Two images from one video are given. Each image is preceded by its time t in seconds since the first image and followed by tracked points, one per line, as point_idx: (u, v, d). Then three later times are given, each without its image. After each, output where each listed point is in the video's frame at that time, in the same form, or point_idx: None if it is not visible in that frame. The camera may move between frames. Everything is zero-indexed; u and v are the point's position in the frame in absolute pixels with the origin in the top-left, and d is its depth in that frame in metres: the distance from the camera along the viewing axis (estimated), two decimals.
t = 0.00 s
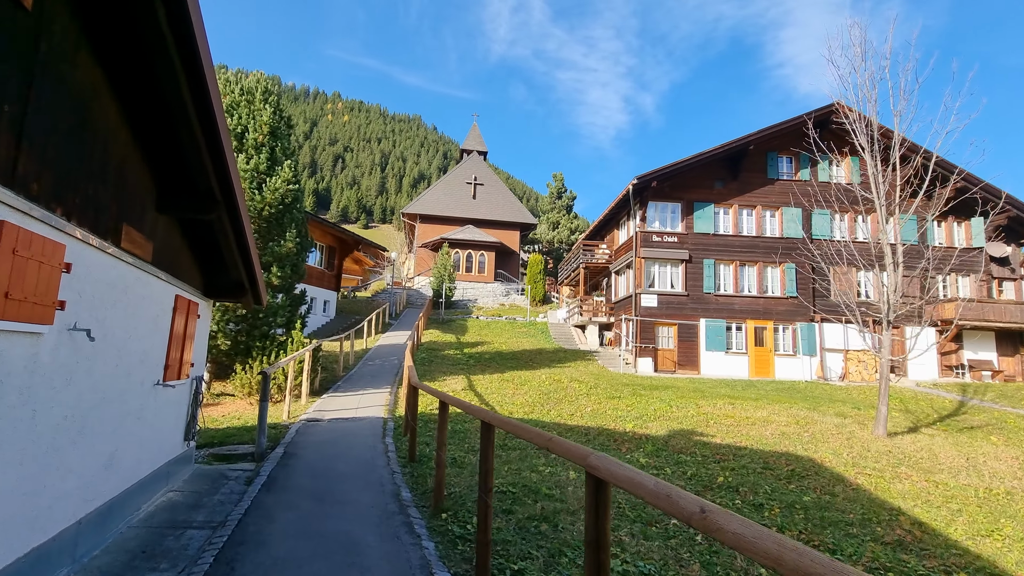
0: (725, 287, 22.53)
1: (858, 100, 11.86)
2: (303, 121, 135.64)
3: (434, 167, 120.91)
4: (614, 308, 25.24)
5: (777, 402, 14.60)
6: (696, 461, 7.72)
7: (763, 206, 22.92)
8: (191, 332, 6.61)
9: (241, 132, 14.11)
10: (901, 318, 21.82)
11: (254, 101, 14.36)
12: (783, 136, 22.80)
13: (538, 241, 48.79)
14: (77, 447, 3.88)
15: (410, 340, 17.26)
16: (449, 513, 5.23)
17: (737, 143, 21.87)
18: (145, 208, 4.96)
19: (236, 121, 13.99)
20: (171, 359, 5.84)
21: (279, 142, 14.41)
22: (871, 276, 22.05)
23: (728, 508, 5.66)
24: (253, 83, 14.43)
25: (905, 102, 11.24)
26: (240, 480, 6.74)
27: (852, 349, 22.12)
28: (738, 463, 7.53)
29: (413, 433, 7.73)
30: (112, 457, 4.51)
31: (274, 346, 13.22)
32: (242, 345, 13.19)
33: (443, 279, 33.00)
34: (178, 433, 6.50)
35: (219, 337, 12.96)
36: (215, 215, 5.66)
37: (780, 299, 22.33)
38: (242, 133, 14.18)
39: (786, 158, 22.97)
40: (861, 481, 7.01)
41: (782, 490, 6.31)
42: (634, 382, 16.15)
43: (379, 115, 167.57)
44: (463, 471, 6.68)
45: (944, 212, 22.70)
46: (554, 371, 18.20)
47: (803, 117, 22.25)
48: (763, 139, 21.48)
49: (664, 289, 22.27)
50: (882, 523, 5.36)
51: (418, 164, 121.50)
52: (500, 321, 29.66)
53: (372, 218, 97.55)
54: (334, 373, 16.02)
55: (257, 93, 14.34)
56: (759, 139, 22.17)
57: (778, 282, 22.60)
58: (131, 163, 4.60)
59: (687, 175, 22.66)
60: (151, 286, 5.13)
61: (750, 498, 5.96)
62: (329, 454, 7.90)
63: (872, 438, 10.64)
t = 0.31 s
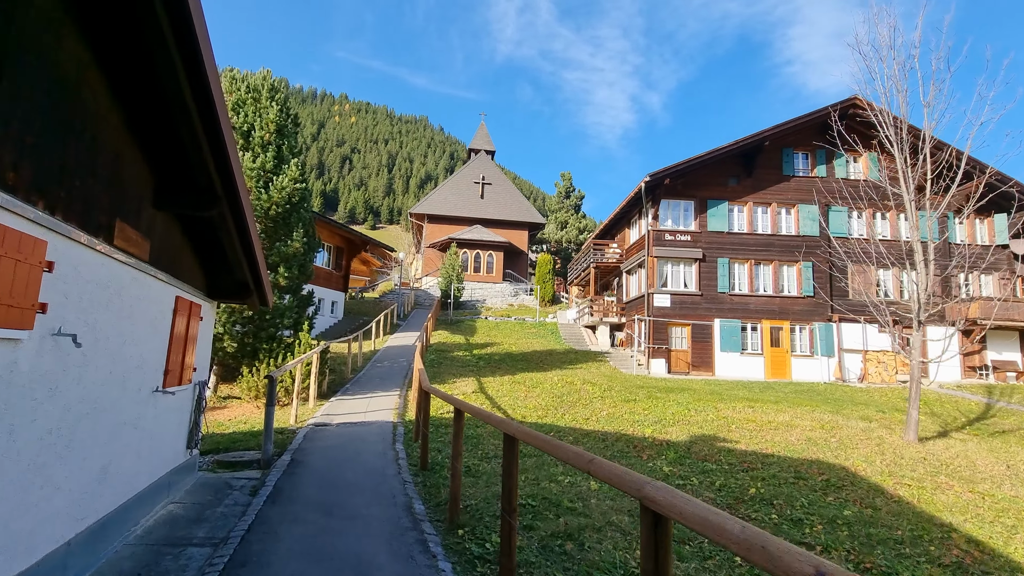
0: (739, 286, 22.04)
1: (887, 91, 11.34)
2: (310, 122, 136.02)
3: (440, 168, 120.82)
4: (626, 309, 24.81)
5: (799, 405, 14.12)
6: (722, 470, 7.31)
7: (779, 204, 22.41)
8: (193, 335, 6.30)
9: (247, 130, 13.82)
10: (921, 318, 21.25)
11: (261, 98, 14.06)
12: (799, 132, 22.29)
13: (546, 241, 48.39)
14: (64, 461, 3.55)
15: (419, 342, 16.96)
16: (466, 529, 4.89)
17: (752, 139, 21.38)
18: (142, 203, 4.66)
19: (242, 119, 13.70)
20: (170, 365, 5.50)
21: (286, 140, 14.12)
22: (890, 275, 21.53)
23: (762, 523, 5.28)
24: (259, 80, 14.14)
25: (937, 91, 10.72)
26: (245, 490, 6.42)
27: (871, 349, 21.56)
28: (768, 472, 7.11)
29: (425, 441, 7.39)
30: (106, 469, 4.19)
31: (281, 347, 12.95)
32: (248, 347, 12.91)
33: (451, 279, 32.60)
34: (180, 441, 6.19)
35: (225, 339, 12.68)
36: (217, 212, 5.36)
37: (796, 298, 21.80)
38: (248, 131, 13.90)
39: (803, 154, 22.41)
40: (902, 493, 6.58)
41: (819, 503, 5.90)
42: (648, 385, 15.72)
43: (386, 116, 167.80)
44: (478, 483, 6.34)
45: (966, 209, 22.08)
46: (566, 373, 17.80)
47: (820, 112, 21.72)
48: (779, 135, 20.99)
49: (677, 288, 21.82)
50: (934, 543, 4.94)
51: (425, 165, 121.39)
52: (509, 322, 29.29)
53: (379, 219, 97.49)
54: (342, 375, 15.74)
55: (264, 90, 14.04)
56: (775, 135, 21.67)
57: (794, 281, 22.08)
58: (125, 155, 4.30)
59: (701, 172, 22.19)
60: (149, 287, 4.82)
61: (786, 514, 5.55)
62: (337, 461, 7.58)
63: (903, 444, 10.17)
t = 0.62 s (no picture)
0: (761, 284, 21.42)
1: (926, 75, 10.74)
2: (323, 125, 137.02)
3: (452, 169, 120.88)
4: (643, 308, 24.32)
5: (828, 407, 13.56)
6: (760, 477, 6.86)
7: (802, 199, 21.76)
8: (201, 335, 5.99)
9: (259, 127, 13.60)
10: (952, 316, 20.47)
11: (273, 94, 13.82)
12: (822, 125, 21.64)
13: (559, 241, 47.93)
14: (57, 471, 3.24)
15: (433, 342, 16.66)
16: (493, 543, 4.54)
17: (773, 132, 20.77)
18: (144, 192, 4.34)
19: (254, 116, 13.47)
20: (176, 366, 5.19)
21: (299, 137, 13.87)
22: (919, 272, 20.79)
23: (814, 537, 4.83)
24: (272, 76, 13.90)
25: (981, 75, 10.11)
26: (256, 498, 6.11)
27: (899, 349, 20.81)
28: (809, 480, 6.64)
29: (443, 445, 7.04)
30: (106, 478, 3.89)
31: (294, 348, 12.70)
32: (261, 348, 12.68)
33: (464, 279, 32.28)
34: (188, 445, 5.89)
35: (238, 340, 12.45)
36: (225, 203, 5.06)
37: (820, 296, 21.13)
38: (261, 129, 13.67)
39: (825, 148, 21.88)
40: (959, 503, 6.08)
41: (872, 515, 5.42)
42: (669, 385, 15.23)
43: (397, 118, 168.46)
44: (501, 491, 5.98)
45: (998, 203, 21.31)
46: (583, 374, 17.36)
47: (844, 105, 21.08)
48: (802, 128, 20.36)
49: (696, 287, 21.28)
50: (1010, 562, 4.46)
51: (437, 166, 121.51)
52: (523, 322, 28.91)
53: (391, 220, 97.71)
54: (356, 376, 15.49)
55: (276, 87, 13.80)
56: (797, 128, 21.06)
57: (818, 279, 21.43)
58: (124, 138, 3.98)
59: (720, 168, 21.61)
60: (152, 282, 4.52)
61: (839, 526, 5.11)
62: (351, 466, 7.26)
63: (946, 449, 9.60)
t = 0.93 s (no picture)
0: (779, 283, 20.88)
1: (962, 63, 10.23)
2: (332, 127, 137.59)
3: (460, 170, 120.78)
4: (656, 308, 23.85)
5: (855, 410, 13.05)
6: (794, 489, 6.44)
7: (820, 196, 21.20)
8: (205, 338, 5.69)
9: (267, 125, 13.33)
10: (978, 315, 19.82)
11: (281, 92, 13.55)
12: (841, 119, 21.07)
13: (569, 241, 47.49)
14: (39, 494, 2.93)
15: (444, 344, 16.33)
16: (517, 564, 4.17)
17: (791, 128, 20.29)
18: (138, 185, 4.02)
19: (262, 114, 13.21)
20: (177, 373, 4.89)
21: (307, 136, 13.60)
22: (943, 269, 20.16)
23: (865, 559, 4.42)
24: (280, 74, 13.64)
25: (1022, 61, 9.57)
26: (263, 511, 5.80)
27: (923, 350, 20.18)
28: (850, 493, 6.20)
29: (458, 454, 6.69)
30: (98, 497, 3.58)
31: (303, 351, 12.43)
32: (270, 350, 12.43)
33: (474, 279, 31.95)
34: (192, 455, 5.60)
35: (246, 343, 12.20)
36: (227, 198, 4.74)
37: (840, 295, 20.57)
38: (269, 127, 13.41)
39: (845, 143, 21.37)
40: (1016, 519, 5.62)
41: (925, 533, 4.99)
42: (687, 388, 14.79)
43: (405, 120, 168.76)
44: (523, 505, 5.62)
45: None
46: (597, 376, 16.95)
47: (865, 99, 20.53)
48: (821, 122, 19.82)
49: (712, 286, 20.79)
50: None
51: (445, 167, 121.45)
52: (534, 323, 28.54)
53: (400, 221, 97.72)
54: (366, 379, 15.21)
55: (284, 84, 13.53)
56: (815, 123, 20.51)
57: (838, 277, 20.87)
58: (116, 125, 3.65)
59: (736, 164, 21.11)
60: (150, 284, 4.22)
61: (890, 546, 4.68)
62: (363, 475, 6.94)
63: (988, 456, 9.08)
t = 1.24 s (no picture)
0: (797, 281, 20.35)
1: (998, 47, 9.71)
2: (340, 129, 138.12)
3: (468, 170, 120.61)
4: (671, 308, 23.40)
5: (882, 411, 12.53)
6: (832, 496, 6.01)
7: (840, 191, 20.64)
8: (206, 336, 5.37)
9: (274, 121, 13.07)
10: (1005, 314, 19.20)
11: (289, 87, 13.28)
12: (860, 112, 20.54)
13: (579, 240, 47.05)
14: (10, 506, 2.61)
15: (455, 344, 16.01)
16: None
17: (810, 121, 19.76)
18: (129, 166, 3.68)
19: (269, 110, 12.95)
20: (176, 373, 4.58)
21: (315, 131, 13.33)
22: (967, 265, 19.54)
23: None
24: (287, 68, 13.37)
25: None
26: (268, 518, 5.48)
27: (948, 349, 19.56)
28: (894, 501, 5.76)
29: (473, 458, 6.34)
30: (84, 507, 3.27)
31: (311, 350, 12.17)
32: (278, 350, 12.17)
33: (484, 279, 31.63)
34: (193, 459, 5.28)
35: (253, 342, 11.94)
36: (227, 185, 4.42)
37: (861, 293, 20.00)
38: (276, 123, 13.15)
39: (864, 138, 20.90)
40: None
41: (986, 548, 4.54)
42: (705, 389, 14.34)
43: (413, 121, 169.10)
44: (542, 515, 5.25)
45: None
46: (610, 376, 16.56)
47: (886, 91, 19.96)
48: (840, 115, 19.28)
49: (728, 284, 20.30)
50: None
51: (453, 168, 121.35)
52: (545, 323, 28.15)
53: (409, 222, 97.73)
54: (375, 379, 14.94)
55: (291, 79, 13.26)
56: (834, 116, 19.97)
57: (858, 275, 20.30)
58: (102, 99, 3.30)
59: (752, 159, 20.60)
60: (145, 277, 3.92)
61: (948, 562, 4.27)
62: (372, 480, 6.61)
63: None
